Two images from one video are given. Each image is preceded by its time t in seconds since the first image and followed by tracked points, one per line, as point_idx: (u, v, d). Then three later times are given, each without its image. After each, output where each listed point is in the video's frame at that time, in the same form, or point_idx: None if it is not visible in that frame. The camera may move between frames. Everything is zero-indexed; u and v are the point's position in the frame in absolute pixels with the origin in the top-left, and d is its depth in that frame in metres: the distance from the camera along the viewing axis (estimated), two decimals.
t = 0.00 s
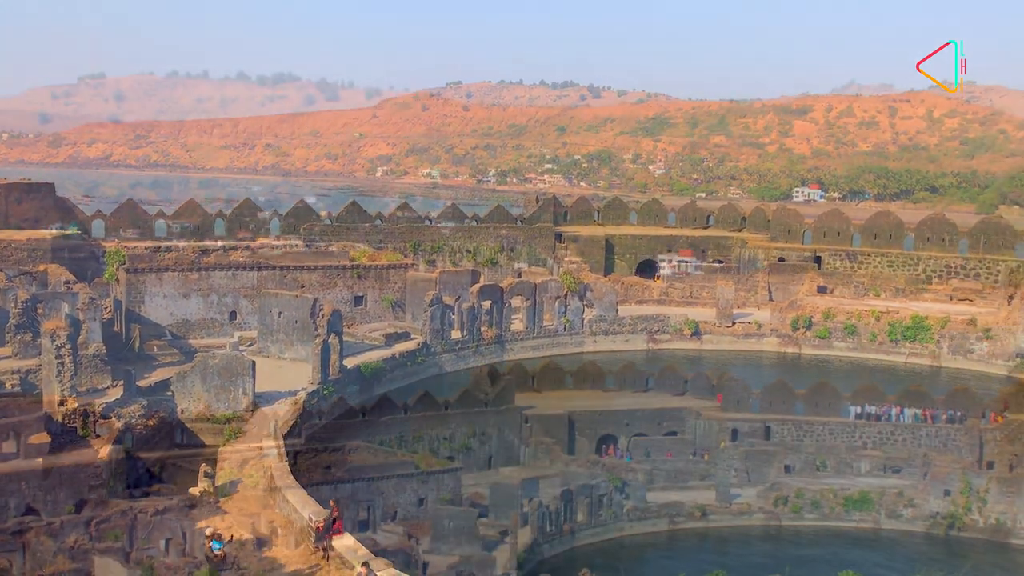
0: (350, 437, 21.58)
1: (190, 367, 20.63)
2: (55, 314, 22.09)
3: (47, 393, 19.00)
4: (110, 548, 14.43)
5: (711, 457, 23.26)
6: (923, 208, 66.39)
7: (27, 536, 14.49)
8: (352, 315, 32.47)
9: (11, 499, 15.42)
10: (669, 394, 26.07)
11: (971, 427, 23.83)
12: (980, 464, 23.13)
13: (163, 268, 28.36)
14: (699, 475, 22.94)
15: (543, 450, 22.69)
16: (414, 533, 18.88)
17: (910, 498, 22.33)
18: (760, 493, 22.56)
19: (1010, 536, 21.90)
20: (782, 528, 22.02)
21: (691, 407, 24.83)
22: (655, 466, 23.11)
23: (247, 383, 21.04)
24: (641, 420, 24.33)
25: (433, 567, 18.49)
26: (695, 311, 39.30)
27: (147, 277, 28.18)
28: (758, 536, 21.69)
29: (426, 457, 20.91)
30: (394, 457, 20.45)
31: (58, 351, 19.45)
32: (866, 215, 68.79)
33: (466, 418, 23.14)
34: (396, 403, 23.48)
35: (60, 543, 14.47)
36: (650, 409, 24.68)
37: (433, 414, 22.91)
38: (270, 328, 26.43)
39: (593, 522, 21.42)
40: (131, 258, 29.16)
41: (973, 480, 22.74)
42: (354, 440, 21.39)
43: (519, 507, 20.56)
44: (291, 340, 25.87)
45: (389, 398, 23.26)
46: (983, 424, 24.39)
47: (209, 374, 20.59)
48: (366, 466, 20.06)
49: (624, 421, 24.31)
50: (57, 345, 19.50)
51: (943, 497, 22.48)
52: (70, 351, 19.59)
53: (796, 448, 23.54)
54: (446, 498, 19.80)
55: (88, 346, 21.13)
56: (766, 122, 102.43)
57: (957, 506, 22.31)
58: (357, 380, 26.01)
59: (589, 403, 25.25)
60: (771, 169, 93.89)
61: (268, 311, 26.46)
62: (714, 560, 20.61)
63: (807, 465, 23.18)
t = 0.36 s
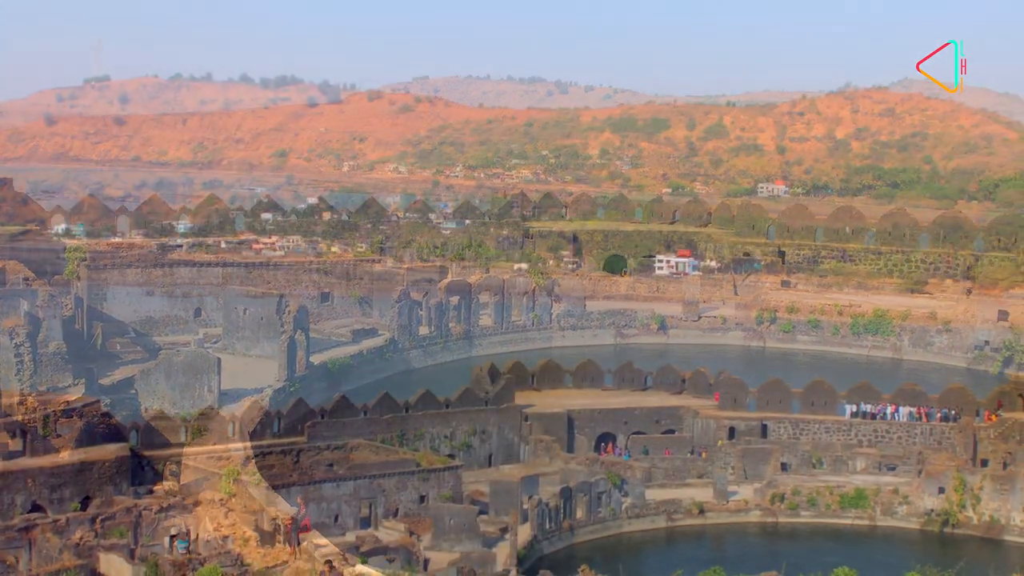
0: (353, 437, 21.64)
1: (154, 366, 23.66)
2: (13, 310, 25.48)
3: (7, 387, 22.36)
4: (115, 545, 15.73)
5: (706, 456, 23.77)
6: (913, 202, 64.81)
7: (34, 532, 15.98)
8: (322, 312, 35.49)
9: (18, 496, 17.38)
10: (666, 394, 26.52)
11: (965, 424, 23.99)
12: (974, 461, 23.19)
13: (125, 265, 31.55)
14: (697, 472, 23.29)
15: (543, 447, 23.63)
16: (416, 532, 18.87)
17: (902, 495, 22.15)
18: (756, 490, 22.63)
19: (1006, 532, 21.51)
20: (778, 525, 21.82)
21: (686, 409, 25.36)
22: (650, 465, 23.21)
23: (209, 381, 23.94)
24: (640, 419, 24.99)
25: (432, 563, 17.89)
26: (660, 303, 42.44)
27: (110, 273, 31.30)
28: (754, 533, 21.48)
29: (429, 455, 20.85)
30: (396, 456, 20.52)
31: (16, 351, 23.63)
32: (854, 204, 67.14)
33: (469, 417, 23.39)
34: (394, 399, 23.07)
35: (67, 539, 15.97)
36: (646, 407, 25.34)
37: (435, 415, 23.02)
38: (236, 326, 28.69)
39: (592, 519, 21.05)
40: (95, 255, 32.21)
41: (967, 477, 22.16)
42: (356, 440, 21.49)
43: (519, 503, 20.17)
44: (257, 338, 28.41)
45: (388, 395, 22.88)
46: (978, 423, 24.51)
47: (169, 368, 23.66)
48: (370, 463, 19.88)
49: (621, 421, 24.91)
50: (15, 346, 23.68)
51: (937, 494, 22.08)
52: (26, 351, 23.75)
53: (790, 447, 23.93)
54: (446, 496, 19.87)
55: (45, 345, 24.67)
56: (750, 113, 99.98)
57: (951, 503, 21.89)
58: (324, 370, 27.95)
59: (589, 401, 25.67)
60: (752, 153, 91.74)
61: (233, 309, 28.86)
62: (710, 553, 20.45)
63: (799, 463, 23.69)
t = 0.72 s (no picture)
0: (353, 436, 21.90)
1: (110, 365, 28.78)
2: None
3: None
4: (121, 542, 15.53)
5: (704, 454, 24.38)
6: (907, 214, 65.12)
7: (40, 530, 16.12)
8: (284, 317, 42.53)
9: (24, 493, 17.60)
10: (664, 391, 27.05)
11: (959, 422, 24.41)
12: (968, 460, 23.51)
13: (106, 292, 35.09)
14: (694, 470, 23.73)
15: (543, 445, 24.20)
16: (418, 529, 19.24)
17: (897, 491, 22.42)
18: (753, 488, 22.97)
19: (999, 529, 21.68)
20: (774, 522, 22.16)
21: (684, 406, 25.79)
22: (649, 462, 23.61)
23: (163, 375, 28.64)
24: (639, 415, 25.40)
25: (434, 559, 18.05)
26: (625, 304, 49.66)
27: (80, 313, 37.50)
28: (751, 530, 21.72)
29: (429, 453, 21.18)
30: (398, 453, 21.01)
31: None
32: (849, 216, 67.14)
33: (470, 415, 23.74)
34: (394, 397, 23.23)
35: (71, 536, 16.01)
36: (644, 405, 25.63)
37: (435, 412, 23.26)
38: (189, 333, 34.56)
39: (591, 516, 21.35)
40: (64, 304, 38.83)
41: (962, 474, 22.18)
42: (358, 439, 21.76)
43: (519, 500, 20.44)
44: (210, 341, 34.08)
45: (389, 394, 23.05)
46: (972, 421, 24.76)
47: (126, 360, 29.42)
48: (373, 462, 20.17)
49: (621, 419, 25.32)
50: None
51: (931, 491, 22.21)
52: None
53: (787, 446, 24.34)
54: (447, 493, 20.28)
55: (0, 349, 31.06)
56: (746, 120, 100.09)
57: (945, 500, 22.08)
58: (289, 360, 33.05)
59: (589, 398, 26.13)
60: (749, 156, 91.18)
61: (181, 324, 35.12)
62: (708, 548, 20.66)
63: (795, 460, 24.19)
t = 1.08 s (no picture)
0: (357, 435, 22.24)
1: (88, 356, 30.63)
2: None
3: None
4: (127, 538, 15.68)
5: (701, 452, 24.66)
6: (902, 216, 65.72)
7: (47, 526, 16.30)
8: (276, 313, 43.93)
9: (31, 490, 17.91)
10: (662, 389, 27.39)
11: (953, 420, 24.74)
12: (962, 457, 23.76)
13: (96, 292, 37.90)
14: (691, 467, 24.10)
15: (543, 443, 24.47)
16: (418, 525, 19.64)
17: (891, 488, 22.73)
18: (750, 485, 23.30)
19: (993, 526, 21.84)
20: (770, 519, 22.48)
21: (682, 405, 26.14)
22: (647, 460, 23.95)
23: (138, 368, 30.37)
24: (638, 414, 25.75)
25: (435, 554, 18.35)
26: (623, 302, 50.26)
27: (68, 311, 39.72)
28: (748, 527, 22.03)
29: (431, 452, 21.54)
30: (399, 451, 21.33)
31: None
32: (844, 218, 67.54)
33: (471, 414, 24.06)
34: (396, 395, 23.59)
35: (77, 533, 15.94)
36: (642, 403, 26.03)
37: (436, 411, 23.62)
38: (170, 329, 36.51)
39: (590, 513, 21.65)
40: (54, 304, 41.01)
41: (955, 471, 22.35)
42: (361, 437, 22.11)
43: (519, 498, 20.73)
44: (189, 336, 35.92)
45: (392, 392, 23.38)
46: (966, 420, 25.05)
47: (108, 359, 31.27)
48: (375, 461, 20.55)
49: (620, 417, 25.65)
50: None
51: (925, 488, 22.44)
52: None
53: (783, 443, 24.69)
54: (448, 490, 20.66)
55: None
56: (744, 123, 100.59)
57: (939, 497, 22.30)
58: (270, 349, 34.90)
59: (588, 397, 26.46)
60: (745, 158, 91.72)
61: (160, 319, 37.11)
62: (705, 545, 20.93)
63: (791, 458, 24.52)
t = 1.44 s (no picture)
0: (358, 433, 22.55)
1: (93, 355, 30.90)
2: None
3: None
4: (132, 535, 15.98)
5: (699, 450, 25.03)
6: (897, 217, 66.17)
7: (53, 523, 16.61)
8: (277, 311, 44.37)
9: (37, 488, 18.21)
10: (660, 387, 27.78)
11: (947, 419, 25.08)
12: (956, 455, 24.07)
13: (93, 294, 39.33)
14: (689, 465, 24.47)
15: (542, 441, 24.83)
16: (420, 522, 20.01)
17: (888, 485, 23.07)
18: (747, 482, 23.65)
19: (986, 522, 22.15)
20: (767, 516, 22.83)
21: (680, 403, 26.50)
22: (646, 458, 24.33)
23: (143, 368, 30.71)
24: (636, 412, 26.10)
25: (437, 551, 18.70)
26: (620, 301, 50.69)
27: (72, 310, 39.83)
28: (745, 524, 22.38)
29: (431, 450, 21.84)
30: (400, 448, 21.65)
31: None
32: (839, 218, 67.97)
33: (471, 412, 24.40)
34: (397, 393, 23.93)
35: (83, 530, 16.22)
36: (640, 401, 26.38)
37: (436, 410, 23.95)
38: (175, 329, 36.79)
39: (590, 510, 22.00)
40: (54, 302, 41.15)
41: (949, 469, 22.68)
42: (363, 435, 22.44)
43: (519, 495, 21.04)
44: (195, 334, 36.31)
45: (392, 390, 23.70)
46: (959, 418, 25.39)
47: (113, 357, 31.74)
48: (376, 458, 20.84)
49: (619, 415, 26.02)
50: None
51: (920, 486, 22.76)
52: None
53: (780, 441, 25.05)
54: (449, 487, 21.02)
55: None
56: (741, 125, 101.01)
57: (934, 494, 22.62)
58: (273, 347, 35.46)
59: (587, 395, 26.85)
60: (742, 159, 92.13)
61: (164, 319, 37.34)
62: (702, 541, 21.27)
63: (787, 455, 24.92)
